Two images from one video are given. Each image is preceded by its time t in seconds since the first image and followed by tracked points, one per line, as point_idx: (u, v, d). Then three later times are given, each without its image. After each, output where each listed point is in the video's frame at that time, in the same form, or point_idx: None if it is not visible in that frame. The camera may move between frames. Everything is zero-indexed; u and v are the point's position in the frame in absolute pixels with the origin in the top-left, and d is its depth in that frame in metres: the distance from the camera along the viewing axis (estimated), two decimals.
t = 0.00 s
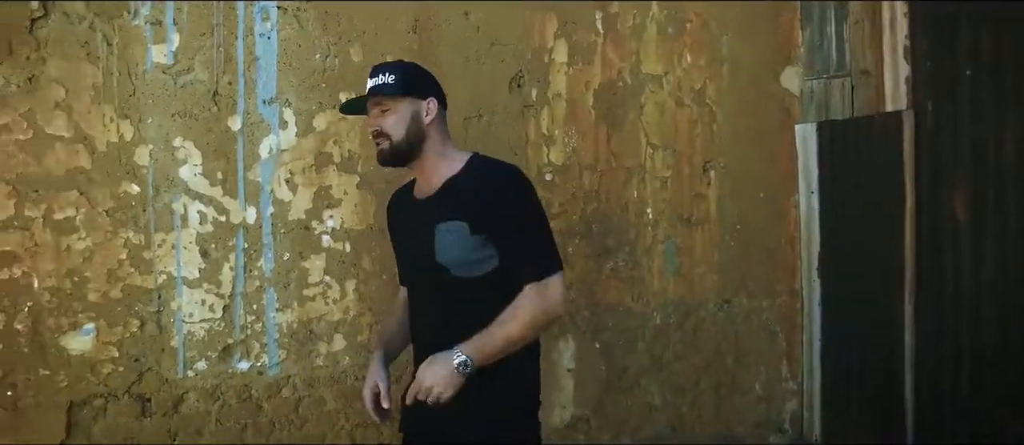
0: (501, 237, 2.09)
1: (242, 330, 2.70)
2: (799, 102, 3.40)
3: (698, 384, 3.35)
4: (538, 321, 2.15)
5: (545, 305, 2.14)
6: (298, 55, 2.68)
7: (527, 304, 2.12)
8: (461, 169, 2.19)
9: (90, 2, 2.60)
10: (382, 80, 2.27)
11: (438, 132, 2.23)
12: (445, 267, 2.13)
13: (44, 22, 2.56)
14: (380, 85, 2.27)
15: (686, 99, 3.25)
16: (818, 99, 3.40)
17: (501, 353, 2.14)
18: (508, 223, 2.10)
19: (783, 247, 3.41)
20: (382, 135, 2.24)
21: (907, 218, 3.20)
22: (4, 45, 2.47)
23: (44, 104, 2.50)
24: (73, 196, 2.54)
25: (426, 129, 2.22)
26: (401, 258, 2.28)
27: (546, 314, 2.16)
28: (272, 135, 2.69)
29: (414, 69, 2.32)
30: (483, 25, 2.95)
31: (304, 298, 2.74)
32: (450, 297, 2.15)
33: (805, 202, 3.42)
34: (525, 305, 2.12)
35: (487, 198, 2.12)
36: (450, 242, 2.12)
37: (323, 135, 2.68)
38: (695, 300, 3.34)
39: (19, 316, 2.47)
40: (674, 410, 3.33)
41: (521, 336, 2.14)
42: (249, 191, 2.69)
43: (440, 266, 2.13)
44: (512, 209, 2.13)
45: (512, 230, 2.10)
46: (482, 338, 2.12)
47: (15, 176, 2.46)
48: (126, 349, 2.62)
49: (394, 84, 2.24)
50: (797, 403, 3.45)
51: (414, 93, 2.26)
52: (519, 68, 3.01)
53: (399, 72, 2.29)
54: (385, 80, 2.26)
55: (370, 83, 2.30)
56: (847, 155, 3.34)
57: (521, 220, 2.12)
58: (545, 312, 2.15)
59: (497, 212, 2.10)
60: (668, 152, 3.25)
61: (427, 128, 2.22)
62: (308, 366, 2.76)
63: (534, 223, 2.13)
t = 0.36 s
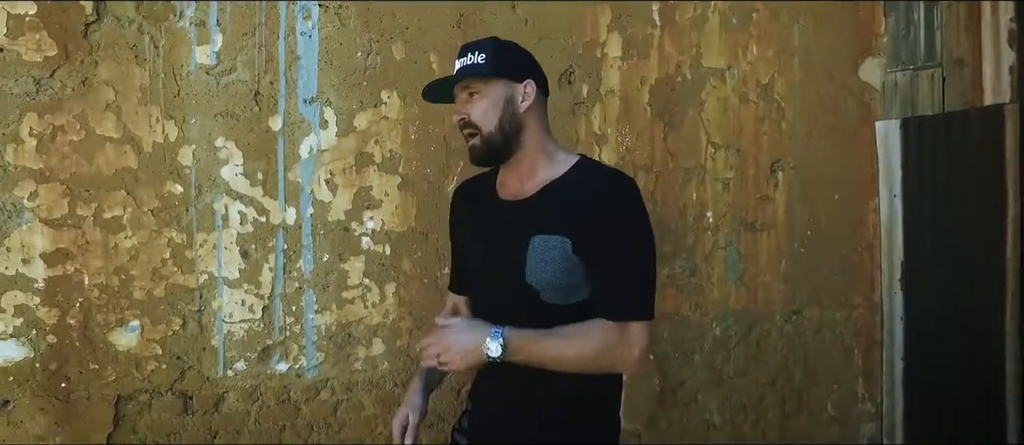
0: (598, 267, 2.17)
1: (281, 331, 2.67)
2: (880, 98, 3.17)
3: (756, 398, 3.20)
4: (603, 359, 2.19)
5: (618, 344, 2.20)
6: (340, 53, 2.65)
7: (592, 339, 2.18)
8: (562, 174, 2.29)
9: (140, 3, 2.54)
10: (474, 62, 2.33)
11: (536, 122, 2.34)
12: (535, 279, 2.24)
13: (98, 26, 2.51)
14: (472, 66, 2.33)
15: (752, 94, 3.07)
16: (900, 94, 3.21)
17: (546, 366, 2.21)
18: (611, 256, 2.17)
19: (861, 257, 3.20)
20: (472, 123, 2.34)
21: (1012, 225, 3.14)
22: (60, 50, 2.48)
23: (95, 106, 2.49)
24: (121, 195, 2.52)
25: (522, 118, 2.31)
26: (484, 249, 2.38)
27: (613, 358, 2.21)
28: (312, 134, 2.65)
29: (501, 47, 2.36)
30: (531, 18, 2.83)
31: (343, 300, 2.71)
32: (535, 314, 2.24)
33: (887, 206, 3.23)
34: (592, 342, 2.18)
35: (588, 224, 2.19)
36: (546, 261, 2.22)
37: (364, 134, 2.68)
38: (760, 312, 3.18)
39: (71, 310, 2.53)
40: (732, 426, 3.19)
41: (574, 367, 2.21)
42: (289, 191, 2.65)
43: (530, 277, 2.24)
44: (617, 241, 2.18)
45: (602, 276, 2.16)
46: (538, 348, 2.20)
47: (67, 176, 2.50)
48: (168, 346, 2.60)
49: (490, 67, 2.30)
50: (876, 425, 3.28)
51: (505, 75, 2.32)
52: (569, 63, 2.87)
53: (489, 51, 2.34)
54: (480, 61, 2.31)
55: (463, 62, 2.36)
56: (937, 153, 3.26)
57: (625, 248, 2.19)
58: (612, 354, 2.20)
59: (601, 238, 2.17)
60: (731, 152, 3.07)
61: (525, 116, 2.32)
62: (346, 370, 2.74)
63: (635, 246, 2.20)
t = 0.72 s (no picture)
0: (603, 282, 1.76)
1: (295, 331, 2.65)
2: (937, 90, 3.03)
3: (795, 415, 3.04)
4: (587, 390, 1.79)
5: (592, 375, 1.77)
6: (354, 49, 2.62)
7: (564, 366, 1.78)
8: (586, 162, 1.96)
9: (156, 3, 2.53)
10: (501, 30, 2.01)
11: (563, 103, 2.03)
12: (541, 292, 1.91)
13: (116, 25, 2.50)
14: (498, 35, 2.01)
15: (791, 89, 2.92)
16: (960, 85, 3.02)
17: (525, 376, 1.84)
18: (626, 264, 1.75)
19: (912, 261, 3.07)
20: (488, 99, 2.05)
21: None
22: (79, 50, 2.48)
23: (112, 105, 2.50)
24: (137, 193, 2.52)
25: (546, 99, 2.01)
26: (505, 246, 2.07)
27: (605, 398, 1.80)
28: (326, 132, 2.62)
29: (534, 16, 2.04)
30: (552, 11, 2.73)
31: (357, 301, 2.68)
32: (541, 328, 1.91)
33: (942, 206, 3.06)
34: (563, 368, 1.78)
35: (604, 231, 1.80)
36: (553, 267, 1.88)
37: (379, 132, 2.65)
38: (801, 320, 3.02)
39: (90, 306, 2.53)
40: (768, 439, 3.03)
41: (552, 389, 1.83)
42: (302, 190, 2.62)
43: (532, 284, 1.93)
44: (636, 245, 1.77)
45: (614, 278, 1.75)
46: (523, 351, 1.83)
47: (86, 174, 2.50)
48: (183, 344, 2.59)
49: (513, 39, 1.97)
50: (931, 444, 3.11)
51: (531, 48, 1.98)
52: (593, 57, 2.76)
53: (518, 19, 2.02)
54: (506, 30, 1.99)
55: (490, 30, 2.06)
56: (998, 148, 2.92)
57: (631, 252, 1.76)
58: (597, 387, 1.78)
59: (618, 235, 1.77)
60: (767, 150, 2.92)
61: (552, 97, 2.01)
62: (360, 372, 2.71)
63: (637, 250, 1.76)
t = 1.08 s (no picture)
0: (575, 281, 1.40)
1: (326, 328, 2.70)
2: (1012, 84, 2.83)
3: (841, 421, 2.96)
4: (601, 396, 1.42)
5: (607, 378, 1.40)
6: (384, 49, 2.64)
7: (565, 389, 1.44)
8: (554, 159, 1.57)
9: (194, 5, 2.60)
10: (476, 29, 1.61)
11: (535, 113, 1.63)
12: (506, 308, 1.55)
13: (159, 30, 2.60)
14: (472, 34, 1.62)
15: (843, 84, 2.82)
16: None
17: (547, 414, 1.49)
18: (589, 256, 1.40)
19: (981, 269, 2.91)
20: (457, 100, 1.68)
21: None
22: (126, 55, 2.60)
23: (154, 106, 2.61)
24: (177, 191, 2.62)
25: (517, 108, 1.63)
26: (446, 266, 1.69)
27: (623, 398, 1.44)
28: (356, 131, 2.65)
29: (521, 14, 1.60)
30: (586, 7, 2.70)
31: (387, 300, 2.70)
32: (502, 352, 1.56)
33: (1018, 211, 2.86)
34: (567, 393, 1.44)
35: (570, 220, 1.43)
36: (514, 281, 1.52)
37: (409, 131, 2.66)
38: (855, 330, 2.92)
39: (136, 298, 2.64)
40: None
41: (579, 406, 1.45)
42: (334, 188, 2.66)
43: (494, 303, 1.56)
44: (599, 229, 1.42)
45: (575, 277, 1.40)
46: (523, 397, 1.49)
47: (132, 173, 2.62)
48: (220, 338, 2.66)
49: (485, 47, 1.58)
50: None
51: (507, 58, 1.59)
52: (628, 53, 2.71)
53: (499, 17, 1.59)
54: (480, 33, 1.59)
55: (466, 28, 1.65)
56: None
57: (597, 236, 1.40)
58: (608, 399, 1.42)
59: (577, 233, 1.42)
60: (816, 147, 2.82)
61: (520, 108, 1.63)
62: (390, 370, 2.72)
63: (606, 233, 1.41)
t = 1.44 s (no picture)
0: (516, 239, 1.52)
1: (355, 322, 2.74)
2: None
3: (882, 428, 2.86)
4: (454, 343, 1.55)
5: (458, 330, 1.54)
6: (413, 47, 2.67)
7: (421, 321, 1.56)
8: (533, 148, 1.65)
9: (230, 8, 2.67)
10: (471, 38, 1.65)
11: (525, 116, 1.68)
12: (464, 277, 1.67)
13: (197, 32, 2.67)
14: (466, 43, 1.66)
15: (887, 78, 2.71)
16: None
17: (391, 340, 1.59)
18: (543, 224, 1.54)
19: None
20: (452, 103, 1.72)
21: None
22: (166, 56, 2.67)
23: (193, 105, 2.68)
24: (214, 187, 2.70)
25: (508, 112, 1.67)
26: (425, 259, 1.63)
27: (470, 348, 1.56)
28: (385, 128, 2.68)
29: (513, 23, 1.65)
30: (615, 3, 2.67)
31: (416, 295, 2.73)
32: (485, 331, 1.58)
33: None
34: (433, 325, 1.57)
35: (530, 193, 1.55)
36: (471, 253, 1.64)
37: (438, 128, 2.68)
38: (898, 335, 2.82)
39: (175, 289, 2.72)
40: None
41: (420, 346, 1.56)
42: (363, 185, 2.70)
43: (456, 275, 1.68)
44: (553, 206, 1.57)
45: (524, 242, 1.52)
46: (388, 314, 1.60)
47: (172, 170, 2.70)
48: (254, 330, 2.73)
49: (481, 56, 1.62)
50: None
51: (501, 67, 1.63)
52: (659, 49, 2.67)
53: (494, 27, 1.64)
54: (476, 42, 1.63)
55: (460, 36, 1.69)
56: None
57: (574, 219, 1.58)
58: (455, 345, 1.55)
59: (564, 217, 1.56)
60: (858, 143, 2.73)
61: (512, 113, 1.67)
62: (418, 365, 2.75)
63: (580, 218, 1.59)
